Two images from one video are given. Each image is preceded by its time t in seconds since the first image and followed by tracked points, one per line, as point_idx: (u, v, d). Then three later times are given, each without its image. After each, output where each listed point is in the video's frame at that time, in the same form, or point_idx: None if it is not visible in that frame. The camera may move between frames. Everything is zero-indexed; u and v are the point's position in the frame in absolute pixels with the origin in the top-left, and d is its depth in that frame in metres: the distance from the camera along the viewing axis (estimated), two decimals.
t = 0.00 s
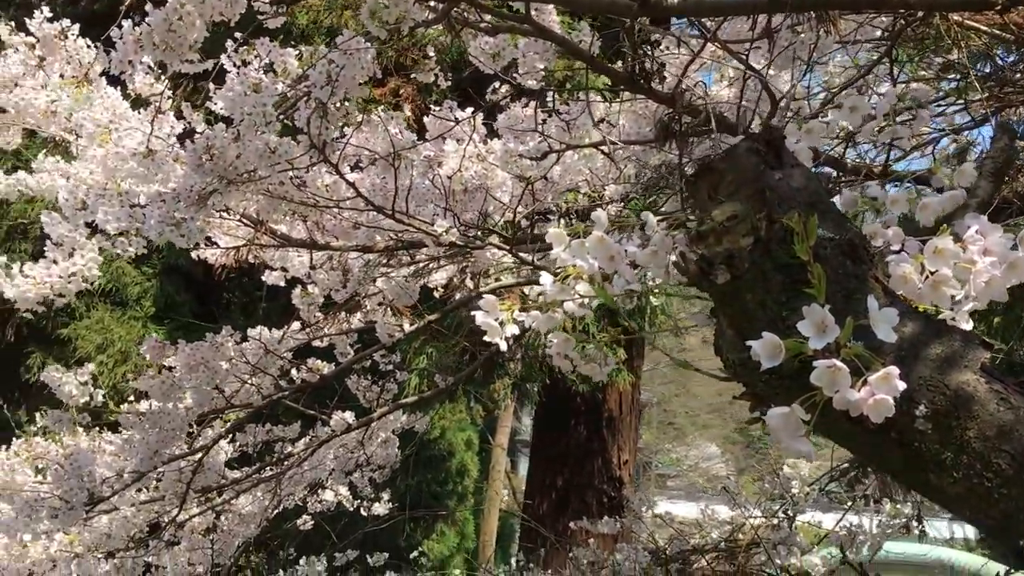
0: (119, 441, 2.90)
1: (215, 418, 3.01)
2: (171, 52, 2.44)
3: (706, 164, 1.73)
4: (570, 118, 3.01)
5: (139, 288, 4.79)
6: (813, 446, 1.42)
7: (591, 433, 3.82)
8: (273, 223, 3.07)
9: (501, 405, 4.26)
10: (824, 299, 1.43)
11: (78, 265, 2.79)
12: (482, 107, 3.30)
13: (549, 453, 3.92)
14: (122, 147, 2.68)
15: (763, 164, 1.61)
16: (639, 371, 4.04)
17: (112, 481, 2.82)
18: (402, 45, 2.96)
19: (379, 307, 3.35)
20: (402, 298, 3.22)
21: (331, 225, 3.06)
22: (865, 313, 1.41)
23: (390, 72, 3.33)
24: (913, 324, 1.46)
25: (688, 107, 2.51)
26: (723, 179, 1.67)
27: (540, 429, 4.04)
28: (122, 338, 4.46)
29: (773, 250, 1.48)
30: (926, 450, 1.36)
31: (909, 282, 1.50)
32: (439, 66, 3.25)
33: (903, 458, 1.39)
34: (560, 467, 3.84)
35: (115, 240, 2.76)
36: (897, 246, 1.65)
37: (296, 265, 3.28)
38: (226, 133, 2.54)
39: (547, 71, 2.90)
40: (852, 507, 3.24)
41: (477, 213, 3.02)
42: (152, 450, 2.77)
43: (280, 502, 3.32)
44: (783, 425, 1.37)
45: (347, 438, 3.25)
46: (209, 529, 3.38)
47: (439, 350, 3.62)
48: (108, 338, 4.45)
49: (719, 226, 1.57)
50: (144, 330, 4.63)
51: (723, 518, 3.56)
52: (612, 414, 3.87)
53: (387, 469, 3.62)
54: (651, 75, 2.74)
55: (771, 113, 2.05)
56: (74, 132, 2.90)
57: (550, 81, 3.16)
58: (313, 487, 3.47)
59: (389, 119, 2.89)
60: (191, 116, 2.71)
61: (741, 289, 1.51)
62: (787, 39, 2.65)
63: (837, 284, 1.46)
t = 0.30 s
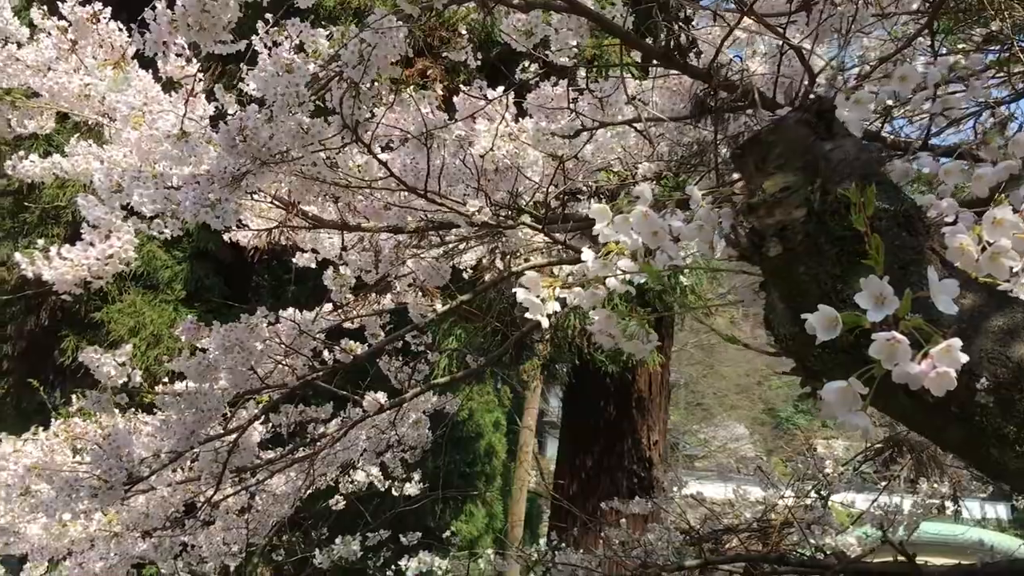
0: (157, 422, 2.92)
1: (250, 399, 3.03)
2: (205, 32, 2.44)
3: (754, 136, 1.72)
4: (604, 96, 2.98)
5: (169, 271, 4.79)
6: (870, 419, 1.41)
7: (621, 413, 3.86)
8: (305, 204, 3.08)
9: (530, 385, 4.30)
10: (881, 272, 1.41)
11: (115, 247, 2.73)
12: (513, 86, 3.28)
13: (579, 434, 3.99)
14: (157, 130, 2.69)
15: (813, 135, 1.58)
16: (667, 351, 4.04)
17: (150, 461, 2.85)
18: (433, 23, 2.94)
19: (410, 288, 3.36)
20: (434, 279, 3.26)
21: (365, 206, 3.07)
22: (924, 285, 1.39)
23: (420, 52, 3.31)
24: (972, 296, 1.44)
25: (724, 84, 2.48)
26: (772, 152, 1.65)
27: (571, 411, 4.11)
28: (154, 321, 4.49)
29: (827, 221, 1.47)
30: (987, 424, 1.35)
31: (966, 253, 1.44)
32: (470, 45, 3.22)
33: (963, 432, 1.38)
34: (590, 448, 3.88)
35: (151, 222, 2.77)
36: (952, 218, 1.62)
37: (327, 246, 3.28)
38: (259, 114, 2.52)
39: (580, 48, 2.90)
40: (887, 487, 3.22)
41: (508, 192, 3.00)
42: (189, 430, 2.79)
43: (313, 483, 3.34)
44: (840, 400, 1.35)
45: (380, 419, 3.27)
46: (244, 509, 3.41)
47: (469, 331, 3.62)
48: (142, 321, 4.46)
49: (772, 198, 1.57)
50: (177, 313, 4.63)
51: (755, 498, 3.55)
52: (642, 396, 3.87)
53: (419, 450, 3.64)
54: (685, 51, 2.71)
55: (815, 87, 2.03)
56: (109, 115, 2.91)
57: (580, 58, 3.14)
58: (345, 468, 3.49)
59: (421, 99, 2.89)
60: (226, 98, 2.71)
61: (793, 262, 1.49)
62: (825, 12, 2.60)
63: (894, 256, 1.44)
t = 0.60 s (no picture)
0: (196, 399, 2.95)
1: (287, 377, 3.05)
2: (241, 10, 2.42)
3: (803, 104, 1.69)
4: (641, 70, 2.94)
5: (204, 252, 4.82)
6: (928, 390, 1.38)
7: (655, 390, 3.88)
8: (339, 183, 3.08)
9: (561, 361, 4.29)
10: (942, 241, 1.37)
11: (154, 226, 2.74)
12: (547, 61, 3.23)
13: (612, 412, 4.01)
14: (194, 109, 2.70)
15: (867, 102, 1.55)
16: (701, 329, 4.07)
17: (190, 438, 2.88)
18: None
19: (444, 267, 3.38)
20: (470, 257, 3.21)
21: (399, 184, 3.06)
22: (986, 254, 1.35)
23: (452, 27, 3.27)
24: None
25: (764, 55, 2.43)
26: (822, 119, 1.62)
27: (603, 388, 4.13)
28: (190, 303, 4.51)
29: (882, 189, 1.44)
30: None
31: None
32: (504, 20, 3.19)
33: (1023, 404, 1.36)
34: (623, 426, 3.91)
35: (189, 201, 2.78)
36: (1009, 186, 1.58)
37: (361, 225, 3.28)
38: (295, 92, 2.50)
39: (616, 21, 2.84)
40: (928, 464, 3.19)
41: (543, 167, 2.98)
42: (229, 408, 2.82)
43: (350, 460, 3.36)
44: (898, 373, 1.30)
45: (415, 397, 3.29)
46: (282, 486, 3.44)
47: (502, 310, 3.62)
48: (178, 302, 4.49)
49: (826, 166, 1.53)
50: (213, 294, 4.66)
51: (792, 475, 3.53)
52: (676, 373, 3.89)
53: (454, 427, 3.65)
54: (725, 22, 2.66)
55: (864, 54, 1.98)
56: (146, 95, 2.92)
57: (616, 31, 3.10)
58: (380, 445, 3.50)
59: (455, 75, 2.86)
60: (261, 76, 2.70)
61: (848, 231, 1.46)
62: None
63: (954, 224, 1.41)
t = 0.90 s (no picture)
0: (240, 378, 2.98)
1: (329, 357, 3.07)
2: None
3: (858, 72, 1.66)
4: (682, 44, 2.89)
5: (245, 233, 4.85)
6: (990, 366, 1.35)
7: (694, 369, 3.89)
8: (378, 163, 3.09)
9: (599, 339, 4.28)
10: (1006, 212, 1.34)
11: (199, 207, 2.76)
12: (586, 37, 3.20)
13: (651, 390, 4.02)
14: (235, 91, 2.71)
15: (925, 70, 1.51)
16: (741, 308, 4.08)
17: (236, 417, 2.92)
18: None
19: (483, 246, 3.39)
20: (510, 237, 3.26)
21: (438, 164, 3.05)
22: None
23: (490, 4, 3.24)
24: None
25: (810, 26, 2.37)
26: (878, 88, 1.59)
27: (641, 366, 4.14)
28: (231, 284, 4.58)
29: (944, 159, 1.40)
30: None
31: None
32: None
33: None
34: (662, 404, 3.93)
35: (232, 182, 2.81)
36: None
37: (400, 205, 3.29)
38: (335, 72, 2.50)
39: None
40: (976, 443, 3.13)
41: (583, 145, 2.96)
42: (274, 386, 2.83)
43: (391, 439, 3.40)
44: (960, 346, 1.25)
45: (455, 376, 3.31)
46: (325, 464, 3.48)
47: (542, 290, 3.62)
48: (219, 283, 4.57)
49: (885, 136, 1.50)
50: (253, 275, 4.71)
51: (834, 454, 3.50)
52: (715, 351, 3.89)
53: (494, 406, 3.67)
54: None
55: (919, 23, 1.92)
56: (188, 78, 2.94)
57: (656, 5, 3.05)
58: (420, 424, 3.53)
59: (494, 53, 2.84)
60: (301, 57, 2.71)
61: (908, 203, 1.42)
62: None
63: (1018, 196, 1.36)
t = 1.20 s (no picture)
0: (283, 358, 3.01)
1: (370, 338, 3.08)
2: None
3: (917, 43, 1.55)
4: (728, 18, 2.83)
5: (283, 216, 4.89)
6: None
7: (733, 348, 3.90)
8: (417, 143, 3.08)
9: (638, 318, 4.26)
10: None
11: (243, 188, 2.80)
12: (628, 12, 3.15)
13: (690, 369, 4.05)
14: (278, 72, 2.70)
15: (992, 38, 1.44)
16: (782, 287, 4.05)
17: (280, 397, 2.94)
18: None
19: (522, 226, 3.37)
20: (551, 216, 3.21)
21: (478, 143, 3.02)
22: None
23: None
24: None
25: None
26: (941, 57, 1.48)
27: (680, 345, 4.16)
28: (270, 266, 4.66)
29: (1013, 130, 1.38)
30: None
31: None
32: None
33: None
34: (702, 384, 3.96)
35: (275, 163, 2.82)
36: None
37: (439, 185, 3.29)
38: (376, 52, 2.49)
39: None
40: None
41: (624, 123, 2.92)
42: (317, 367, 2.84)
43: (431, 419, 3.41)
44: None
45: (495, 356, 3.31)
46: (366, 444, 3.51)
47: (582, 269, 3.61)
48: (259, 265, 4.65)
49: (949, 107, 1.41)
50: (292, 257, 4.77)
51: (877, 434, 3.46)
52: (755, 330, 3.89)
53: (533, 386, 3.66)
54: None
55: None
56: (230, 60, 2.96)
57: None
58: (460, 404, 3.54)
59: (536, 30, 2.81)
60: (341, 37, 2.70)
61: (975, 173, 1.40)
62: None
63: None
